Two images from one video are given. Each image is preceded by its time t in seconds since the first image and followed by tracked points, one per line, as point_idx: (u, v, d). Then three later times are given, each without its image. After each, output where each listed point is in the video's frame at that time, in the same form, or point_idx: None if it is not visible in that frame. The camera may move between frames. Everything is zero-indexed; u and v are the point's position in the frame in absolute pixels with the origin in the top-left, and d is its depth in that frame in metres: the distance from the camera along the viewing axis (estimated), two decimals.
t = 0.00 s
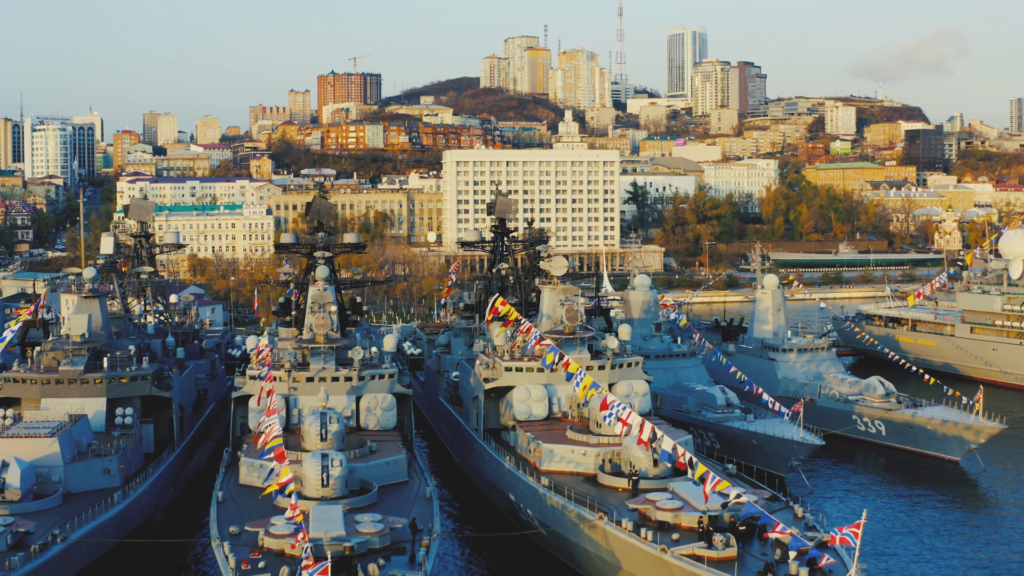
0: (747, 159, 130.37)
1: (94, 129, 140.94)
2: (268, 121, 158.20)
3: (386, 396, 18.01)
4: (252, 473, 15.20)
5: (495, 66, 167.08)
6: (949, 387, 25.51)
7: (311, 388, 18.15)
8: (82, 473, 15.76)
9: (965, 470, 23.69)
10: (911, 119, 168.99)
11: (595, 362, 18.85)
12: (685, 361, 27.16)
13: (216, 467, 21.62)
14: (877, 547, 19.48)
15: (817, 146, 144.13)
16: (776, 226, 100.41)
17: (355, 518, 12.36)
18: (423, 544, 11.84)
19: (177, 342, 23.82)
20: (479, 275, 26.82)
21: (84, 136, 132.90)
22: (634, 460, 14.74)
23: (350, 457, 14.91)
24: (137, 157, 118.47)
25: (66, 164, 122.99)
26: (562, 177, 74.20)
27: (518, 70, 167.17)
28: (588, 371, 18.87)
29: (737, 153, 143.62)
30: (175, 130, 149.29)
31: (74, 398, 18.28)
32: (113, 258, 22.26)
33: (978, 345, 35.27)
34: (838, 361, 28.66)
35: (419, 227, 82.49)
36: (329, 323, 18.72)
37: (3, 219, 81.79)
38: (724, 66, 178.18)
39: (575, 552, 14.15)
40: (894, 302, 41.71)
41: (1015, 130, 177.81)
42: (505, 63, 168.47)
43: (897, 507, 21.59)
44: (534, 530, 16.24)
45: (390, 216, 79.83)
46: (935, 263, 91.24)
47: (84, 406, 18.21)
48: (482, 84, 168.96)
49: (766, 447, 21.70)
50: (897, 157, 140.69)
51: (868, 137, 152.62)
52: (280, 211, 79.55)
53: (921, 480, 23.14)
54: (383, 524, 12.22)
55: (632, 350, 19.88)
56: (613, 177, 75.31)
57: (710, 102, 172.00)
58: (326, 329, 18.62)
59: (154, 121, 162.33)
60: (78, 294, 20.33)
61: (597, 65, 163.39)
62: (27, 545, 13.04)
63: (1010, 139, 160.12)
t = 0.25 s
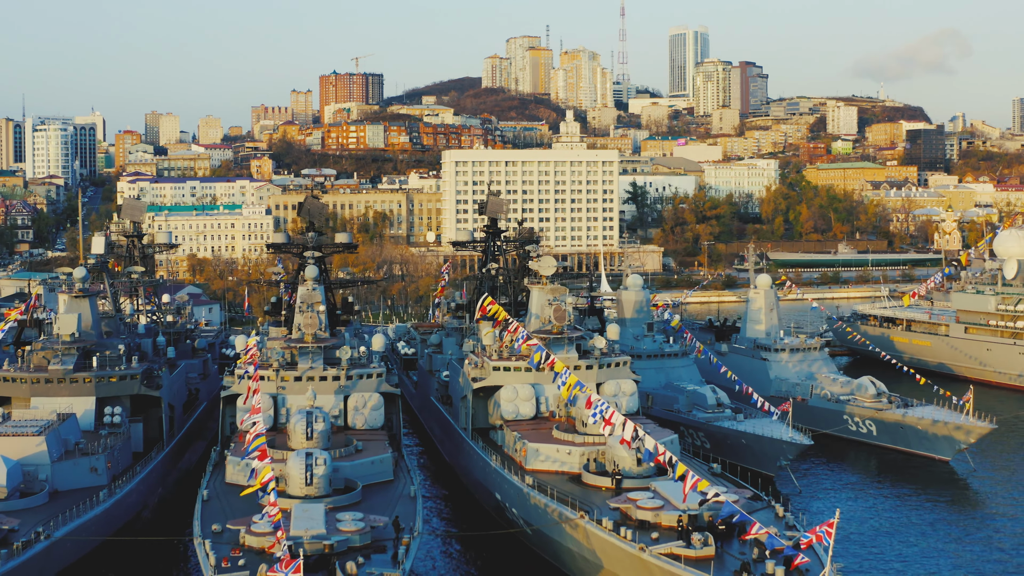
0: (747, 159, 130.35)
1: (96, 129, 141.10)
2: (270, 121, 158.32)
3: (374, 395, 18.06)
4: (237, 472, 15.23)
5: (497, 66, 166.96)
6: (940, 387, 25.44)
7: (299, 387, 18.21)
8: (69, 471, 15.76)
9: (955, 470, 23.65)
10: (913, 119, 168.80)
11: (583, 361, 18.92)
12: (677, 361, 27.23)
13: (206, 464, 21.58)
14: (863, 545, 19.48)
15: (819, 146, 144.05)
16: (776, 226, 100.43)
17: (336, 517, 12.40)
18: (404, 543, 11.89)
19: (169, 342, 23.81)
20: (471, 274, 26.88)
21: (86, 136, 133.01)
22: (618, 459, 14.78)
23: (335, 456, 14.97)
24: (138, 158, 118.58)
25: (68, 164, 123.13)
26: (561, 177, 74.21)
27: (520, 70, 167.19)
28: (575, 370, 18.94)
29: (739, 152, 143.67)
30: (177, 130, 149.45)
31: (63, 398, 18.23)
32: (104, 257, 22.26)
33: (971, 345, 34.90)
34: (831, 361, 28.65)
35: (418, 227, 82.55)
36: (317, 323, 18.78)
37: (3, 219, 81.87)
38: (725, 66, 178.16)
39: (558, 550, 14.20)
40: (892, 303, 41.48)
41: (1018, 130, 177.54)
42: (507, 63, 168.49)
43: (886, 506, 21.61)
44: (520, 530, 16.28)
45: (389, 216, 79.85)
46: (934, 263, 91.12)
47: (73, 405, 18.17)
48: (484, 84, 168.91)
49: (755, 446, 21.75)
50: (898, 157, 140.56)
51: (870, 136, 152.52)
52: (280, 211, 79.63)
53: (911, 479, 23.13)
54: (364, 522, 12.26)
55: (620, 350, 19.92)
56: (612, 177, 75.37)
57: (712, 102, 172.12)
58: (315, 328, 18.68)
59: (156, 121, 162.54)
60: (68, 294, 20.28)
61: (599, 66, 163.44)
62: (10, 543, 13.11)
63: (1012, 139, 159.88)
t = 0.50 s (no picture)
0: (748, 159, 130.35)
1: (98, 129, 141.28)
2: (271, 120, 158.43)
3: (362, 394, 18.12)
4: (223, 469, 15.23)
5: (499, 66, 167.08)
6: (931, 387, 25.38)
7: (287, 386, 18.25)
8: (56, 469, 15.72)
9: (945, 470, 23.61)
10: (915, 119, 168.70)
11: (571, 361, 18.99)
12: (669, 361, 27.30)
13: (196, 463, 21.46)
14: (849, 545, 19.47)
15: (820, 146, 144.02)
16: (775, 226, 100.52)
17: (318, 516, 12.45)
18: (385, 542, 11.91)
19: (161, 342, 23.76)
20: (462, 274, 26.95)
21: (87, 136, 133.10)
22: (602, 458, 14.82)
23: (319, 455, 15.04)
24: (139, 157, 118.68)
25: (69, 164, 123.20)
26: (560, 177, 74.27)
27: (522, 70, 167.21)
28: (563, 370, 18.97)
29: (740, 152, 143.79)
30: (179, 130, 149.64)
31: (52, 396, 18.12)
32: (94, 258, 22.10)
33: (965, 344, 34.69)
34: (823, 361, 28.63)
35: (417, 227, 82.62)
36: (306, 322, 18.81)
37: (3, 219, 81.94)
38: (727, 66, 178.17)
39: (541, 549, 14.23)
40: (887, 304, 41.31)
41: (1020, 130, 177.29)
42: (509, 63, 168.57)
43: (876, 506, 21.60)
44: (505, 528, 16.31)
45: (387, 217, 79.77)
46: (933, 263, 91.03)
47: (62, 404, 18.06)
48: (486, 84, 168.84)
49: (744, 446, 21.80)
50: (900, 157, 140.43)
51: (871, 136, 152.42)
52: (278, 212, 79.67)
53: (901, 479, 23.11)
54: (346, 520, 12.30)
55: (608, 350, 19.99)
56: (610, 177, 75.45)
57: (714, 103, 172.28)
58: (303, 328, 18.72)
59: (158, 121, 162.70)
60: (58, 293, 20.23)
61: (601, 65, 163.50)
62: None
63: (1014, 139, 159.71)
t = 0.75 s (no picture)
0: (748, 159, 130.33)
1: (99, 129, 141.41)
2: (273, 120, 158.51)
3: (350, 394, 18.19)
4: (209, 468, 15.26)
5: (501, 66, 167.14)
6: (922, 387, 25.36)
7: (275, 386, 18.29)
8: (43, 468, 15.66)
9: (934, 470, 23.61)
10: (916, 119, 168.56)
11: (558, 361, 19.06)
12: (661, 360, 27.38)
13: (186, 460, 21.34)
14: (835, 544, 19.50)
15: (821, 146, 143.97)
16: (774, 226, 100.60)
17: (300, 514, 12.48)
18: (365, 540, 11.93)
19: (152, 342, 23.66)
20: (454, 274, 27.02)
21: (88, 136, 133.22)
22: (586, 458, 14.88)
23: (304, 454, 15.09)
24: (140, 157, 118.82)
25: (69, 164, 123.26)
26: (559, 177, 74.31)
27: (524, 70, 167.24)
28: (550, 370, 19.02)
29: (741, 152, 143.81)
30: (180, 130, 149.77)
31: (41, 395, 18.02)
32: (86, 257, 22.02)
33: (960, 344, 34.37)
34: (815, 361, 28.62)
35: (416, 227, 82.62)
36: (294, 321, 18.84)
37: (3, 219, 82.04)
38: (728, 66, 178.17)
39: (524, 547, 14.30)
40: (883, 304, 41.05)
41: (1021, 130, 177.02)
42: (511, 63, 168.60)
43: (865, 506, 21.61)
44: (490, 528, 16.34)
45: (386, 217, 79.75)
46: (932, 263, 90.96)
47: (50, 403, 17.97)
48: (487, 84, 168.90)
49: (733, 445, 21.86)
50: (901, 157, 140.29)
51: (872, 136, 152.35)
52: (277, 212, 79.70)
53: (889, 479, 23.13)
54: (327, 519, 12.32)
55: (597, 349, 20.05)
56: (609, 177, 75.51)
57: (715, 102, 172.30)
58: (291, 327, 18.75)
59: (160, 121, 162.80)
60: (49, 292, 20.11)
61: (602, 66, 163.53)
62: None
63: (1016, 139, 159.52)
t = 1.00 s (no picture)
0: (750, 159, 130.25)
1: (102, 129, 141.66)
2: (276, 120, 158.66)
3: (340, 393, 18.22)
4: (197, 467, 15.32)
5: (504, 66, 167.18)
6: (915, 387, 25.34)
7: (265, 385, 18.35)
8: (33, 466, 15.64)
9: (927, 471, 23.58)
10: (920, 119, 168.30)
11: (548, 360, 19.12)
12: (654, 360, 27.43)
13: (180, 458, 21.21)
14: (824, 544, 19.51)
15: (824, 146, 143.84)
16: (775, 226, 100.65)
17: (284, 512, 12.53)
18: (349, 539, 11.97)
19: (145, 342, 23.58)
20: (448, 274, 27.07)
21: (91, 136, 133.44)
22: (571, 457, 14.94)
23: (292, 453, 15.17)
24: (143, 157, 119.01)
25: (71, 164, 123.44)
26: (559, 177, 74.42)
27: (527, 70, 167.26)
28: (539, 369, 19.10)
29: (743, 152, 143.76)
30: (184, 130, 149.97)
31: (32, 395, 17.97)
32: (78, 256, 22.01)
33: (955, 345, 34.24)
34: (808, 361, 28.60)
35: (417, 227, 82.57)
36: (284, 321, 18.89)
37: (6, 218, 82.22)
38: (731, 66, 178.11)
39: (510, 546, 14.36)
40: (879, 304, 40.91)
41: None
42: (514, 63, 168.58)
43: (857, 506, 21.60)
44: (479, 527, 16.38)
45: (387, 217, 79.73)
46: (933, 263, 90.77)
47: (42, 402, 17.91)
48: (491, 84, 169.04)
49: (724, 445, 21.89)
50: (903, 157, 140.08)
51: (875, 136, 152.12)
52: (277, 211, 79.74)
53: (882, 478, 23.16)
54: (311, 517, 12.36)
55: (587, 349, 20.10)
56: (609, 177, 75.48)
57: (718, 102, 172.24)
58: (281, 327, 18.81)
59: (163, 121, 163.12)
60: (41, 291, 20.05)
61: (605, 65, 163.56)
62: None
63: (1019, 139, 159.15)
